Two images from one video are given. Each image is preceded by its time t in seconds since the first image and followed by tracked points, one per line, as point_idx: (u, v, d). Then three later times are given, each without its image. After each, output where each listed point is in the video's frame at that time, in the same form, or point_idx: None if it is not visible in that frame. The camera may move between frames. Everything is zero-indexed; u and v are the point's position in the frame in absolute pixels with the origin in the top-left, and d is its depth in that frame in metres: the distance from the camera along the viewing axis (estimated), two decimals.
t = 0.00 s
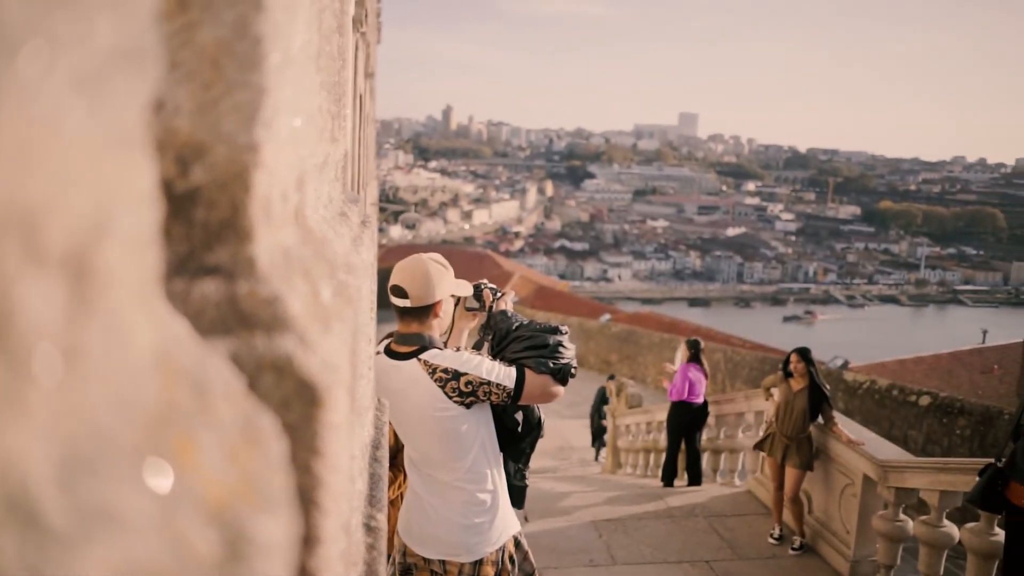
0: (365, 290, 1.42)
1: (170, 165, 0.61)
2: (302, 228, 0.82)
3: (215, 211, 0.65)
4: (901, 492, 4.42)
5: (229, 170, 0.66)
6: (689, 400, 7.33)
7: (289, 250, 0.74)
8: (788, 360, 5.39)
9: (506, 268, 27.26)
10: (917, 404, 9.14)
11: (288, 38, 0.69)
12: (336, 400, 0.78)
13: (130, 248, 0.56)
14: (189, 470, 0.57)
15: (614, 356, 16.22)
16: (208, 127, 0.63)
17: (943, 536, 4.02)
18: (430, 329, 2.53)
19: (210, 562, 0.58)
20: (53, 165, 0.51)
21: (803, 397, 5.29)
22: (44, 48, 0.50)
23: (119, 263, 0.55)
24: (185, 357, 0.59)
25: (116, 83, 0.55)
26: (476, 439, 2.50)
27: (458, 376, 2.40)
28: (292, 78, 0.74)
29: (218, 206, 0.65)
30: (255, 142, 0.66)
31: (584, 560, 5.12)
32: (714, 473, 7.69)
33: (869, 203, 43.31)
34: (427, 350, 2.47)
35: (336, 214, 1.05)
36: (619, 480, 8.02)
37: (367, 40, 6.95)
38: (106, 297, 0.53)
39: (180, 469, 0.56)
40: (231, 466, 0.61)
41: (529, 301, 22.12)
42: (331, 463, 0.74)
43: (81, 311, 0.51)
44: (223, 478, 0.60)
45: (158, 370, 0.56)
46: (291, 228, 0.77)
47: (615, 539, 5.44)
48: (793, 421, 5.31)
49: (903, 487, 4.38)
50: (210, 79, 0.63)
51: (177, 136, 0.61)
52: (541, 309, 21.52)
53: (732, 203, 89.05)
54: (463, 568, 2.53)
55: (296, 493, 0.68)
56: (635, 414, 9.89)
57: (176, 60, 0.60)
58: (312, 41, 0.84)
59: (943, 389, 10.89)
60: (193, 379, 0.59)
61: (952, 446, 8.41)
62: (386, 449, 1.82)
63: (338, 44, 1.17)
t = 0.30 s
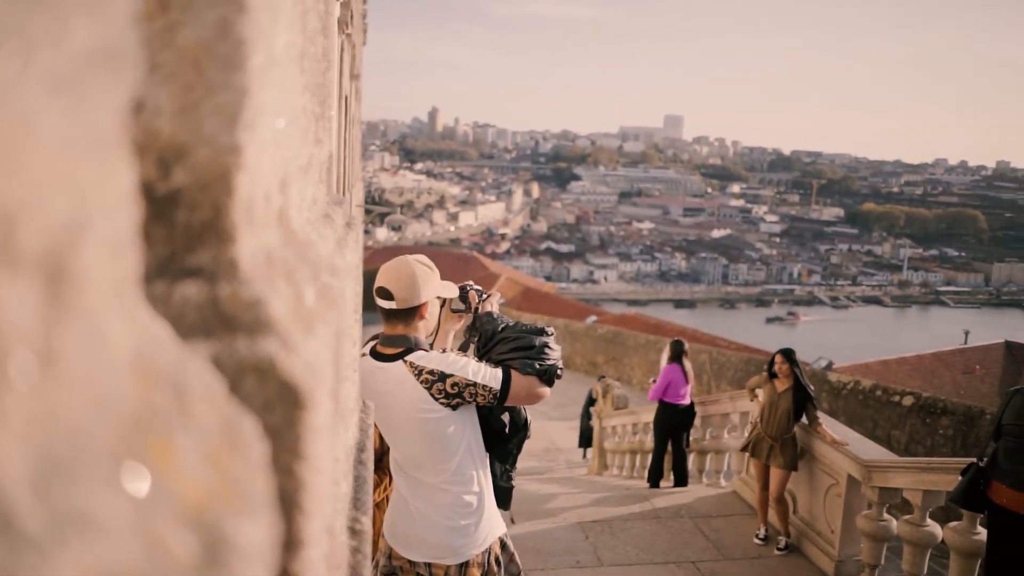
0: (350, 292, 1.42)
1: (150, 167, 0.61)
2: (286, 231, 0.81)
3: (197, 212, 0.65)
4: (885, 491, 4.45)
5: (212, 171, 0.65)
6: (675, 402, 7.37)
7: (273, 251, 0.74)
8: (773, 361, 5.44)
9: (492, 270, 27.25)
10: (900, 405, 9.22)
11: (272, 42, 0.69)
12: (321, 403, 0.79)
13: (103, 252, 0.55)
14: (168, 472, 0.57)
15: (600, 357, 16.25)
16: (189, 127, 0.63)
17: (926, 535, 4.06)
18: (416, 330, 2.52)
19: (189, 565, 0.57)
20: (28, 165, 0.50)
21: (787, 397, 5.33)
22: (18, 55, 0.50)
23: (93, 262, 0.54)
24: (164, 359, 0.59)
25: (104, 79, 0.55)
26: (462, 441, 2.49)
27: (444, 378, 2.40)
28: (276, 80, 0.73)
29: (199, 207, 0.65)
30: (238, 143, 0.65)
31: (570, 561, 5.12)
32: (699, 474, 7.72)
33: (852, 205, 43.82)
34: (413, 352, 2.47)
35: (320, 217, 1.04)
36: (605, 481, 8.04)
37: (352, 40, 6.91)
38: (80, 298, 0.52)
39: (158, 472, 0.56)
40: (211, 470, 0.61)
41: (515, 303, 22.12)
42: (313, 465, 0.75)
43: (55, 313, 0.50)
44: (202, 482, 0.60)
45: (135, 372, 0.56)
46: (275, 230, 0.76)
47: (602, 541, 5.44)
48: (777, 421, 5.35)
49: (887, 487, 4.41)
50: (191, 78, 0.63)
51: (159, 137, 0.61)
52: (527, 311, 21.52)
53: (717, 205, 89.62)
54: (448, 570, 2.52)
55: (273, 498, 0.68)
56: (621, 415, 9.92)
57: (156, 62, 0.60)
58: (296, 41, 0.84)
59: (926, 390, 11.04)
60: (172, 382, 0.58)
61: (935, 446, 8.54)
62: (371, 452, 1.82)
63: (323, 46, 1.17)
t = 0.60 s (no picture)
0: (338, 292, 1.42)
1: (134, 168, 0.61)
2: (273, 232, 0.81)
3: (182, 213, 0.65)
4: (873, 490, 4.47)
5: (197, 171, 0.66)
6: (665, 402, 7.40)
7: (259, 252, 0.74)
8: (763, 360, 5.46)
9: (482, 271, 27.23)
10: (887, 404, 9.27)
11: (257, 43, 0.70)
12: (307, 404, 0.79)
13: (83, 253, 0.55)
14: (148, 475, 0.57)
15: (590, 358, 16.25)
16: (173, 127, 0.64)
17: (914, 533, 4.10)
18: (405, 331, 2.52)
19: (169, 569, 0.56)
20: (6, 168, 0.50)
21: (776, 396, 5.36)
22: None
23: (73, 263, 0.54)
24: (146, 359, 0.58)
25: (88, 79, 0.56)
26: (452, 442, 2.49)
27: (434, 378, 2.40)
28: (261, 80, 0.74)
29: (183, 208, 0.65)
30: (222, 144, 0.66)
31: (561, 561, 5.13)
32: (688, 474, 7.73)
33: (839, 206, 44.22)
34: (402, 352, 2.47)
35: (307, 217, 1.04)
36: (595, 481, 8.03)
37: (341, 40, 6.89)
38: (58, 298, 0.52)
39: (138, 476, 0.56)
40: (193, 472, 0.61)
41: (505, 305, 22.10)
42: (299, 467, 0.75)
43: (31, 311, 0.50)
44: (186, 486, 0.60)
45: (116, 372, 0.56)
46: (261, 231, 0.77)
47: (593, 541, 5.45)
48: (767, 420, 5.37)
49: (875, 485, 4.43)
50: (175, 79, 0.63)
51: (141, 138, 0.62)
52: (517, 312, 21.52)
53: (706, 206, 90.02)
54: (438, 571, 2.52)
55: (256, 500, 0.68)
56: (611, 415, 9.93)
57: (139, 62, 0.61)
58: (282, 43, 0.84)
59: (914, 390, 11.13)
60: (154, 382, 0.58)
61: (923, 445, 8.58)
62: (360, 451, 1.81)
63: (310, 47, 1.18)
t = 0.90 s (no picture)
0: (322, 295, 1.42)
1: (114, 173, 0.63)
2: (255, 237, 0.82)
3: (162, 217, 0.67)
4: (858, 490, 4.51)
5: (178, 175, 0.67)
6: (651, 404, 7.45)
7: (241, 257, 0.75)
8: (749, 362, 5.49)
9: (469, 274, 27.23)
10: (871, 404, 9.33)
11: (238, 45, 0.71)
12: (289, 406, 0.81)
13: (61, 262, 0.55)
14: (121, 484, 0.57)
15: (577, 360, 16.25)
16: (152, 132, 0.65)
17: (897, 532, 4.14)
18: (392, 334, 2.53)
19: None
20: None
21: (760, 398, 5.38)
22: None
23: (44, 270, 0.55)
24: (121, 368, 0.59)
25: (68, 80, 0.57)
26: (438, 446, 2.49)
27: (420, 382, 2.41)
28: (243, 84, 0.75)
29: (165, 212, 0.67)
30: (201, 149, 0.67)
31: (548, 564, 5.13)
32: (675, 475, 7.75)
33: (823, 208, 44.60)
34: (389, 356, 2.47)
35: (292, 221, 1.05)
36: (581, 484, 8.04)
37: (326, 41, 6.85)
38: (27, 310, 0.53)
39: (110, 483, 0.56)
40: (166, 479, 0.61)
41: (491, 307, 22.08)
42: (279, 472, 0.78)
43: None
44: (159, 495, 0.60)
45: (88, 380, 0.56)
46: (243, 235, 0.77)
47: (580, 543, 5.47)
48: (752, 422, 5.39)
49: (860, 485, 4.47)
50: (155, 82, 0.65)
51: (120, 143, 0.63)
52: (504, 314, 21.50)
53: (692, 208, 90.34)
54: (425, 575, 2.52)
55: (234, 506, 0.70)
56: (597, 417, 9.94)
57: (117, 64, 0.62)
58: (265, 46, 0.85)
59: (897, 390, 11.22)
60: (127, 391, 0.59)
61: (906, 444, 8.66)
62: (345, 455, 1.82)
63: (294, 49, 1.18)
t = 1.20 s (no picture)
0: (303, 301, 1.42)
1: (86, 177, 0.63)
2: (234, 243, 0.81)
3: (137, 223, 0.67)
4: (841, 491, 4.54)
5: (150, 182, 0.67)
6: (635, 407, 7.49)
7: (218, 261, 0.75)
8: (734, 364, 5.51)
9: (453, 277, 27.21)
10: (854, 405, 9.40)
11: (215, 49, 0.71)
12: (267, 413, 0.82)
13: (28, 267, 0.54)
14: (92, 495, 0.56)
15: (562, 363, 16.27)
16: (124, 137, 0.65)
17: (880, 532, 4.17)
18: (375, 339, 2.52)
19: None
20: None
21: (743, 400, 5.40)
22: None
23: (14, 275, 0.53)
24: (92, 375, 0.58)
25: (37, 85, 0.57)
26: (421, 451, 2.49)
27: (403, 387, 2.40)
28: (219, 89, 0.75)
29: (139, 219, 0.67)
30: (177, 154, 0.67)
31: (534, 567, 5.13)
32: (660, 478, 7.76)
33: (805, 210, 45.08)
34: (372, 360, 2.47)
35: (272, 225, 1.05)
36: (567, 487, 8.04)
37: (307, 45, 6.82)
38: None
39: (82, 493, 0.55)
40: (138, 488, 0.60)
41: (476, 311, 22.07)
42: (258, 478, 0.78)
43: None
44: (130, 503, 0.59)
45: (56, 390, 0.55)
46: (220, 240, 0.77)
47: (566, 546, 5.47)
48: (737, 424, 5.42)
49: (842, 486, 4.50)
50: (128, 87, 0.65)
51: (93, 149, 0.63)
52: (489, 318, 21.50)
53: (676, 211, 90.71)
54: None
55: (207, 515, 0.69)
56: (582, 420, 9.95)
57: (87, 69, 0.63)
58: (243, 50, 0.85)
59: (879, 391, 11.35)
60: (99, 398, 0.58)
61: (889, 444, 8.74)
62: (328, 460, 1.81)
63: (273, 54, 1.19)
